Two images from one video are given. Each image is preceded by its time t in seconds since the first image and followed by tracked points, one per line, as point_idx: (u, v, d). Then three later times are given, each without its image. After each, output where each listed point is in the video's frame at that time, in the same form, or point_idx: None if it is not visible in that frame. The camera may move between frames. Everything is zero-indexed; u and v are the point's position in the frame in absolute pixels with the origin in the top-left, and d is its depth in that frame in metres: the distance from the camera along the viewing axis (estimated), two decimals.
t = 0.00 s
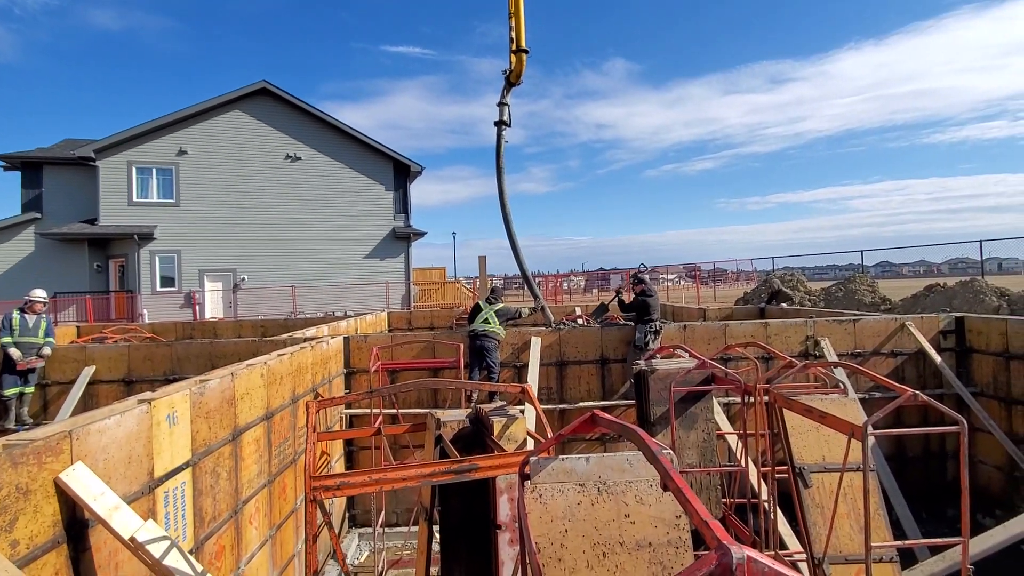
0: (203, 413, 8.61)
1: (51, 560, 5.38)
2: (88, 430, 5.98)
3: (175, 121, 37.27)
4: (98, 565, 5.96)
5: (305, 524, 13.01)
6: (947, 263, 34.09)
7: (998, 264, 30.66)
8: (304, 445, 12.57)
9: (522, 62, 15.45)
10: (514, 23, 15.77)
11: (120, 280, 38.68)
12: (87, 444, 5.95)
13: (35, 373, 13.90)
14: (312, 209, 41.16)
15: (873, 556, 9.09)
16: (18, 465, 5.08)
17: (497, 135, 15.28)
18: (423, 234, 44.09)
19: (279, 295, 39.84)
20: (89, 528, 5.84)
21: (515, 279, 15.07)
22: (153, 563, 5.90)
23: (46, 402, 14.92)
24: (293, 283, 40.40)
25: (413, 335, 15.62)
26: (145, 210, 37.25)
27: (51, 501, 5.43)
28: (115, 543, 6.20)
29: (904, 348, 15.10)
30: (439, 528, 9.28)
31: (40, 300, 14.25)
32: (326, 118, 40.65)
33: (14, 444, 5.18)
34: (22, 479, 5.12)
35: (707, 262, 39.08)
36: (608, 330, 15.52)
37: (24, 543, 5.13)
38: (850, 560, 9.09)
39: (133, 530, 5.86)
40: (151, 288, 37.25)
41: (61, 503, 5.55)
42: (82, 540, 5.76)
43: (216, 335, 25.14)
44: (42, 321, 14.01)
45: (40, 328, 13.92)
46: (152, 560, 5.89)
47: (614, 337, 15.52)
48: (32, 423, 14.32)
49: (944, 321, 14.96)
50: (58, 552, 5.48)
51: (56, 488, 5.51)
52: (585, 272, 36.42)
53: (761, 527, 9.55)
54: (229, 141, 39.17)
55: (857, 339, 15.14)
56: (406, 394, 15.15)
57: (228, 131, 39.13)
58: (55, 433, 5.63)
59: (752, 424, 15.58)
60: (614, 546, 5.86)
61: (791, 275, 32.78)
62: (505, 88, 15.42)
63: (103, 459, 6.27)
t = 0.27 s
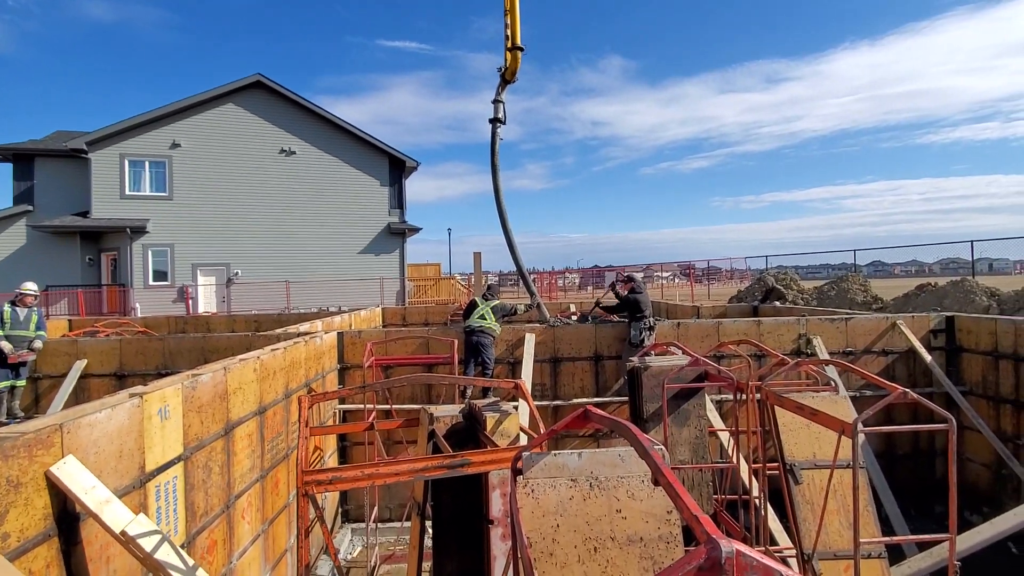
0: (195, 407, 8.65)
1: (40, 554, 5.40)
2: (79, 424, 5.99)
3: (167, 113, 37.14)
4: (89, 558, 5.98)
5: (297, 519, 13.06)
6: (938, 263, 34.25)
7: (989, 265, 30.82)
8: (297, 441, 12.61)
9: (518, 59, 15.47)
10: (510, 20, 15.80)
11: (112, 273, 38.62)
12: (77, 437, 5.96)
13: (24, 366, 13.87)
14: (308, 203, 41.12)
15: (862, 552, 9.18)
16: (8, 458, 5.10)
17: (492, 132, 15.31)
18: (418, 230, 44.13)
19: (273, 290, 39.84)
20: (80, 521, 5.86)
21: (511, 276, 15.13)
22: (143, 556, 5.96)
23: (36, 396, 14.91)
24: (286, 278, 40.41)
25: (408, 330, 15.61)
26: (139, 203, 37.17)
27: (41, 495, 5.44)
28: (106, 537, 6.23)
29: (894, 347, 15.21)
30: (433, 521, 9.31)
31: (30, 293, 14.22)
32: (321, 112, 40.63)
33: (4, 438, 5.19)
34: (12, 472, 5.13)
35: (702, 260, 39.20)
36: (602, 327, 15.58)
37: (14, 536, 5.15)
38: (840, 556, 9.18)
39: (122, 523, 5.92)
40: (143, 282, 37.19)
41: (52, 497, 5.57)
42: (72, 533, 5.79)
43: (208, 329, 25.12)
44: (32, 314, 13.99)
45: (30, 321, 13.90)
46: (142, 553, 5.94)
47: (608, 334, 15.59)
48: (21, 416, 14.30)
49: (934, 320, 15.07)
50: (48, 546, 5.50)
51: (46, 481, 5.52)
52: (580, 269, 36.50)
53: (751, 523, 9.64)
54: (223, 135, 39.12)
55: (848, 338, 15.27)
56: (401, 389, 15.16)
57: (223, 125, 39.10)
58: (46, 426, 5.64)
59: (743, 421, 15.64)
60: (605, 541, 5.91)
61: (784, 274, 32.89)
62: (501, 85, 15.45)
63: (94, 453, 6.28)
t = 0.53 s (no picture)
0: (186, 403, 8.69)
1: (28, 550, 5.46)
2: (68, 420, 6.03)
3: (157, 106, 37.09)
4: (77, 555, 6.04)
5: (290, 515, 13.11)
6: (928, 262, 34.40)
7: (979, 264, 30.97)
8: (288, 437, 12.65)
9: (512, 57, 15.53)
10: (504, 18, 15.85)
11: (101, 269, 38.57)
12: (66, 433, 6.00)
13: (11, 362, 13.88)
14: (300, 199, 41.13)
15: (849, 547, 9.27)
16: None
17: (485, 129, 15.36)
18: (411, 226, 44.13)
19: (265, 286, 39.85)
20: (68, 518, 5.92)
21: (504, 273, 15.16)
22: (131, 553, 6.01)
23: (23, 392, 14.98)
24: (279, 274, 40.42)
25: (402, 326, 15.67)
26: (128, 198, 37.20)
27: (28, 491, 5.50)
28: (94, 533, 6.28)
29: (884, 345, 15.30)
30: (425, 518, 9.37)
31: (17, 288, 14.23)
32: (315, 107, 40.63)
33: None
34: None
35: (694, 258, 39.32)
36: (595, 324, 15.65)
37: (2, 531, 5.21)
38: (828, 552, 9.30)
39: (111, 521, 5.98)
40: (132, 277, 37.14)
41: (40, 493, 5.63)
42: (60, 530, 5.85)
43: (200, 325, 25.14)
44: (20, 310, 14.02)
45: (17, 317, 13.93)
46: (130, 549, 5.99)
47: (600, 331, 15.67)
48: (9, 412, 14.34)
49: (923, 318, 15.14)
50: (35, 542, 5.56)
51: (34, 477, 5.58)
52: (573, 266, 36.58)
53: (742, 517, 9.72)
54: (216, 130, 39.10)
55: (839, 336, 15.31)
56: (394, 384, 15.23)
57: (216, 121, 39.08)
58: (34, 422, 5.69)
59: (735, 417, 15.75)
60: (597, 536, 6.00)
61: (776, 272, 33.01)
62: (494, 83, 15.50)
63: (83, 449, 6.33)
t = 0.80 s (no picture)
0: (179, 401, 8.71)
1: (19, 549, 5.47)
2: (59, 418, 6.04)
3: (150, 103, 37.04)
4: (68, 554, 6.05)
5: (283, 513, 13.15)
6: (921, 261, 34.54)
7: (971, 263, 31.09)
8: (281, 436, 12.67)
9: (507, 56, 15.57)
10: (499, 17, 15.89)
11: (94, 266, 38.52)
12: (58, 432, 6.02)
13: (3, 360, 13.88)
14: (295, 197, 41.14)
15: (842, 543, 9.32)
16: None
17: (480, 128, 15.40)
18: (406, 225, 44.17)
19: (260, 284, 39.86)
20: (59, 517, 5.93)
21: (498, 271, 15.19)
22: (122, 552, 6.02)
23: (15, 390, 14.99)
24: (273, 273, 40.44)
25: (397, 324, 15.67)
26: (122, 196, 37.17)
27: (19, 490, 5.51)
28: (85, 532, 6.29)
29: (877, 343, 15.42)
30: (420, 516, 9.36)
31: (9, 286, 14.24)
32: (309, 105, 40.64)
33: None
34: None
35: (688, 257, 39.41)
36: (589, 323, 15.68)
37: None
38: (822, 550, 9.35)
39: (102, 519, 5.99)
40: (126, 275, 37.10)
41: (30, 492, 5.64)
42: (51, 529, 5.86)
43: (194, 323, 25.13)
44: (12, 308, 14.02)
45: (9, 315, 13.93)
46: (121, 548, 6.01)
47: (595, 329, 15.70)
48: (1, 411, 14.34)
49: (915, 317, 15.23)
50: (26, 542, 5.57)
51: (24, 476, 5.58)
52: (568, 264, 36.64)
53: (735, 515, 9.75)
54: (210, 129, 39.08)
55: (832, 334, 15.46)
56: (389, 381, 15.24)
57: (210, 119, 39.05)
58: (25, 421, 5.70)
59: (729, 415, 15.80)
60: (591, 533, 6.01)
61: (770, 271, 33.10)
62: (489, 81, 15.54)
63: (74, 447, 6.35)
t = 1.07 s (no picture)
0: (177, 401, 8.72)
1: (17, 548, 5.46)
2: (57, 417, 6.05)
3: (148, 101, 36.98)
4: (67, 553, 6.06)
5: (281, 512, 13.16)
6: (919, 262, 34.59)
7: (970, 265, 31.13)
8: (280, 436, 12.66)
9: (505, 57, 15.57)
10: (497, 18, 15.89)
11: (92, 265, 38.51)
12: (56, 432, 6.02)
13: None
14: (295, 197, 41.16)
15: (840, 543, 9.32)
16: None
17: (478, 128, 15.40)
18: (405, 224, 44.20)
19: (258, 284, 39.88)
20: (57, 516, 5.94)
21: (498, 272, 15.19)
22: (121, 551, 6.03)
23: (12, 389, 15.01)
24: (271, 272, 40.47)
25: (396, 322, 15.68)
26: (121, 195, 37.16)
27: (17, 489, 5.51)
28: (84, 531, 6.30)
29: (875, 343, 15.44)
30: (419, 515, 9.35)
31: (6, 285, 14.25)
32: (308, 104, 40.65)
33: None
34: None
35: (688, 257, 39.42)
36: (588, 322, 15.67)
37: None
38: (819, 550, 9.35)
39: (101, 518, 6.00)
40: (123, 274, 37.08)
41: (29, 491, 5.64)
42: (49, 528, 5.86)
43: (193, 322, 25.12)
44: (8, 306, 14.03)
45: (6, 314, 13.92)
46: (119, 547, 6.01)
47: (593, 329, 15.69)
48: None
49: (914, 318, 15.24)
50: (24, 541, 5.57)
51: (22, 475, 5.59)
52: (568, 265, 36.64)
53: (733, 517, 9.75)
54: (208, 127, 39.02)
55: (831, 335, 15.49)
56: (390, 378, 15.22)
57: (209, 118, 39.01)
58: (23, 419, 5.70)
59: (728, 415, 15.83)
60: (591, 533, 6.02)
61: (769, 271, 33.11)
62: (487, 82, 15.54)
63: (72, 447, 6.35)
